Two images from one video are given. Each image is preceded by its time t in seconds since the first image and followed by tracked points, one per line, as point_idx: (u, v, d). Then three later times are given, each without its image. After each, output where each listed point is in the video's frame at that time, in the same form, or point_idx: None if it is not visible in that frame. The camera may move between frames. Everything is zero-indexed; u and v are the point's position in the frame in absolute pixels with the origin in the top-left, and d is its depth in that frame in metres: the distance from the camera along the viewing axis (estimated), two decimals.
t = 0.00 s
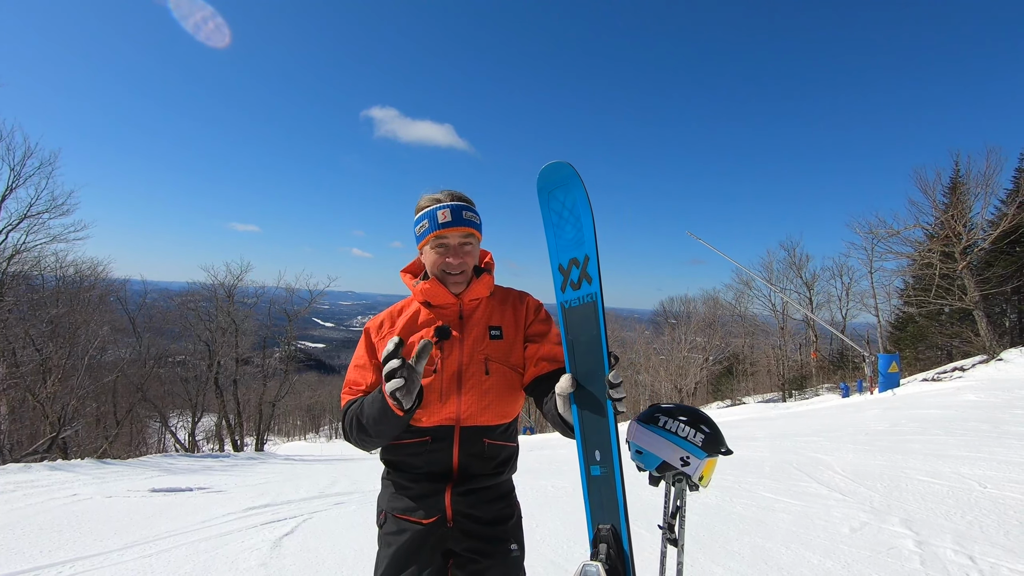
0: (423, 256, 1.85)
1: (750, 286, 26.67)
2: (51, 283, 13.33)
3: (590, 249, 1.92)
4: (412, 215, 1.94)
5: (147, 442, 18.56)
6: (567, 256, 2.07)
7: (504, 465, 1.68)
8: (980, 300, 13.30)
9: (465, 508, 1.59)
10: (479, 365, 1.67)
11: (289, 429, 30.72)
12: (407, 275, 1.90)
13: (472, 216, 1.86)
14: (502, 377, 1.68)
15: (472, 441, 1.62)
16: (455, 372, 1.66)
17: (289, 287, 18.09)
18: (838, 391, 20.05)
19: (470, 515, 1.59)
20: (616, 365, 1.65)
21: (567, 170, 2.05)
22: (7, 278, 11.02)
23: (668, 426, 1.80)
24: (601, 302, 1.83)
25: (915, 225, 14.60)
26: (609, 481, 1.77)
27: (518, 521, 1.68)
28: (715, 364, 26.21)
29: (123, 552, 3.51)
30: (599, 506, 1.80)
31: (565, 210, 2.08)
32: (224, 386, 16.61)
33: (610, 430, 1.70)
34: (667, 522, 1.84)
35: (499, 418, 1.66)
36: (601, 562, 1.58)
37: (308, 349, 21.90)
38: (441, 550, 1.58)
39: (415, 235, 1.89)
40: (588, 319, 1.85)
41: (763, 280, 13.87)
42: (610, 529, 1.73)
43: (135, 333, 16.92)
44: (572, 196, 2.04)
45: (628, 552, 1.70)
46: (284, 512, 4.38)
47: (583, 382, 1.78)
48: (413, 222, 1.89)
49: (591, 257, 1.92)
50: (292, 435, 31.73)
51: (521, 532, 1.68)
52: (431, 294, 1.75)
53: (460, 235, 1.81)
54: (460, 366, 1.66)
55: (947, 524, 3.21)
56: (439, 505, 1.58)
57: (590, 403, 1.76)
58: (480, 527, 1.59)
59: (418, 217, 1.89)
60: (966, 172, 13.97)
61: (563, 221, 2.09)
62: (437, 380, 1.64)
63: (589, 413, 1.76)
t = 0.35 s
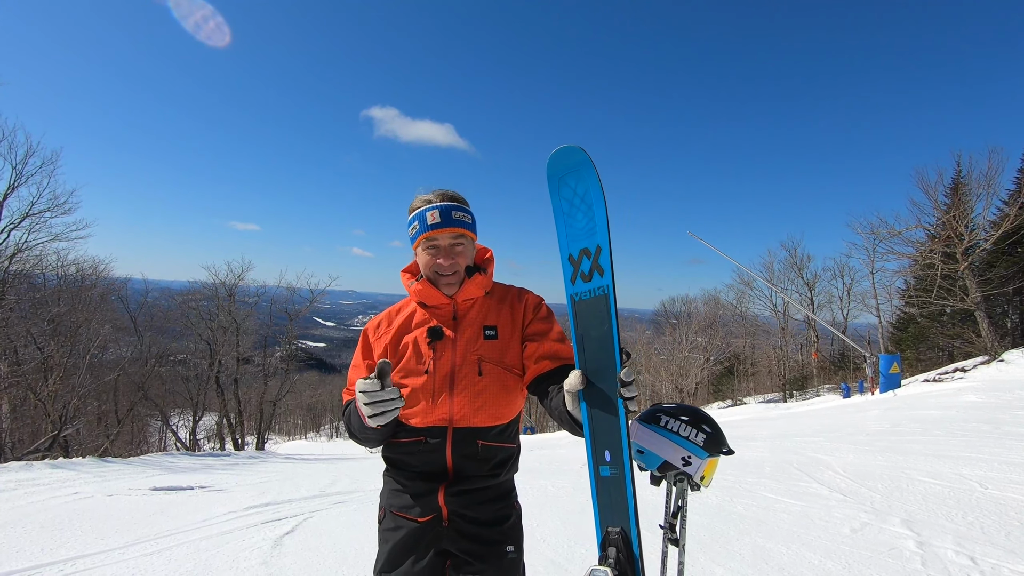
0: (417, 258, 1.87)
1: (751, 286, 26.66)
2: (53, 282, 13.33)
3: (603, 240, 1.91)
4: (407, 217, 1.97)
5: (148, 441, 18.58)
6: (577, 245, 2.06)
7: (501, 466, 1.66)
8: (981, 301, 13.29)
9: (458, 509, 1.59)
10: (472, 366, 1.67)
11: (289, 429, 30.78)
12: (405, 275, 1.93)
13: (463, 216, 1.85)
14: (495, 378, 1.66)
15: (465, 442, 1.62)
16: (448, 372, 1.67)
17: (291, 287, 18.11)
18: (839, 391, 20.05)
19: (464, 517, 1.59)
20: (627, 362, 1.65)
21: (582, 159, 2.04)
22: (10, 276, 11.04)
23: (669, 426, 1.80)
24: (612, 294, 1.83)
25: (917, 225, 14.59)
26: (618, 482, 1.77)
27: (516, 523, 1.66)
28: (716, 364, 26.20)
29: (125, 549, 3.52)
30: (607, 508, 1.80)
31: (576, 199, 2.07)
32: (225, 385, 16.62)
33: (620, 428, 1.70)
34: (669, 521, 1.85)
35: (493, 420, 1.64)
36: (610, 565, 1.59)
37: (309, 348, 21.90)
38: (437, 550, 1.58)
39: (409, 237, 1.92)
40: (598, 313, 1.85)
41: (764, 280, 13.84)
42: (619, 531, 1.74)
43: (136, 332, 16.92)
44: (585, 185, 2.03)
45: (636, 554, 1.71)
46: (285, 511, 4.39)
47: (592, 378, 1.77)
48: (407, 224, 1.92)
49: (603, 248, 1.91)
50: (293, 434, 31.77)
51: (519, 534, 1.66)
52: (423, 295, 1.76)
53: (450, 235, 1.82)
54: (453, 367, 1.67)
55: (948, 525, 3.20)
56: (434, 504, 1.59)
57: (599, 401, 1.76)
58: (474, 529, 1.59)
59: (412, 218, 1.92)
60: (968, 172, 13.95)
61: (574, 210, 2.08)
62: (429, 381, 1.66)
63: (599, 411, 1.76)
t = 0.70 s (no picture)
0: (423, 257, 1.88)
1: (753, 287, 26.63)
2: (56, 281, 13.37)
3: (604, 239, 1.91)
4: (413, 216, 1.97)
5: (150, 440, 18.61)
6: (578, 245, 2.06)
7: (503, 466, 1.66)
8: (984, 302, 13.25)
9: (460, 509, 1.59)
10: (474, 365, 1.67)
11: (290, 429, 30.82)
12: (410, 273, 1.93)
13: (469, 216, 1.85)
14: (497, 378, 1.66)
15: (467, 441, 1.62)
16: (450, 372, 1.67)
17: (292, 287, 18.14)
18: (841, 392, 20.01)
19: (466, 516, 1.59)
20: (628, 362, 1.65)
21: (583, 159, 2.04)
22: (13, 275, 11.08)
23: (672, 427, 1.79)
24: (613, 294, 1.83)
25: (919, 226, 14.57)
26: (620, 483, 1.77)
27: (518, 524, 1.66)
28: (717, 365, 26.16)
29: (127, 548, 3.53)
30: (609, 510, 1.81)
31: (577, 198, 2.07)
32: (227, 385, 16.63)
33: (622, 430, 1.70)
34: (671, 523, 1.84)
35: (495, 420, 1.64)
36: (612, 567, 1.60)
37: (310, 348, 21.91)
38: (438, 549, 1.59)
39: (415, 236, 1.92)
40: (599, 314, 1.85)
41: (766, 281, 13.82)
42: (621, 533, 1.75)
43: (139, 331, 16.94)
44: (586, 185, 2.03)
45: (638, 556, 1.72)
46: (287, 510, 4.40)
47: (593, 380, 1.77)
48: (413, 223, 1.93)
49: (604, 248, 1.91)
50: (294, 434, 31.79)
51: (522, 535, 1.66)
52: (427, 294, 1.77)
53: (456, 235, 1.82)
54: (455, 366, 1.67)
55: (951, 527, 3.20)
56: (435, 504, 1.59)
57: (602, 403, 1.75)
58: (477, 529, 1.59)
59: (418, 217, 1.92)
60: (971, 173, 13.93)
61: (574, 210, 2.08)
62: (431, 379, 1.66)
63: (601, 413, 1.76)
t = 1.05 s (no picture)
0: (433, 256, 1.87)
1: (755, 288, 26.59)
2: (59, 281, 13.42)
3: (612, 243, 1.91)
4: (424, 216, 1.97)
5: (152, 440, 18.64)
6: (585, 248, 2.06)
7: (505, 468, 1.66)
8: (988, 304, 13.19)
9: (463, 509, 1.58)
10: (479, 367, 1.67)
11: (292, 429, 30.87)
12: (418, 272, 1.93)
13: (481, 218, 1.86)
14: (501, 379, 1.67)
15: (469, 441, 1.62)
16: (455, 373, 1.67)
17: (294, 287, 18.21)
18: (845, 394, 19.96)
19: (468, 516, 1.59)
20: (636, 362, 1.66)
21: (590, 163, 2.04)
22: (17, 275, 11.12)
23: (674, 428, 1.79)
24: (620, 297, 1.83)
25: (922, 227, 14.54)
26: (626, 485, 1.76)
27: (519, 525, 1.66)
28: (720, 367, 26.10)
29: (129, 548, 3.53)
30: (615, 510, 1.80)
31: (584, 202, 2.07)
32: (229, 385, 16.65)
33: (629, 432, 1.69)
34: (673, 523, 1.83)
35: (498, 421, 1.65)
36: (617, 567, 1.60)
37: (312, 349, 21.95)
38: (439, 550, 1.58)
39: (426, 236, 1.92)
40: (606, 316, 1.84)
41: (768, 282, 13.79)
42: (626, 533, 1.75)
43: (141, 331, 16.98)
44: (594, 187, 2.02)
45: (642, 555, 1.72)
46: (289, 510, 4.40)
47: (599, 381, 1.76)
48: (424, 222, 1.93)
49: (612, 251, 1.91)
50: (296, 434, 31.83)
51: (523, 536, 1.66)
52: (435, 294, 1.77)
53: (468, 236, 1.82)
54: (460, 367, 1.67)
55: (954, 529, 3.18)
56: (437, 503, 1.59)
57: (608, 404, 1.74)
58: (479, 531, 1.58)
59: (429, 218, 1.92)
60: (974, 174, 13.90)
61: (582, 213, 2.08)
62: (435, 380, 1.67)
63: (607, 414, 1.75)
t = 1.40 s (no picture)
0: (436, 258, 1.87)
1: (756, 289, 26.57)
2: (62, 281, 13.44)
3: (625, 246, 1.91)
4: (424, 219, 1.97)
5: (153, 441, 18.65)
6: (597, 251, 2.06)
7: (510, 468, 1.66)
8: (990, 305, 13.18)
9: (468, 509, 1.58)
10: (485, 367, 1.67)
11: (293, 429, 30.88)
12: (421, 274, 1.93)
13: (481, 218, 1.86)
14: (507, 379, 1.67)
15: (476, 441, 1.62)
16: (461, 373, 1.67)
17: (296, 287, 18.26)
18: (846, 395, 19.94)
19: (473, 517, 1.59)
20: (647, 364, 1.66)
21: (604, 167, 2.05)
22: (19, 276, 11.15)
23: (676, 429, 1.79)
24: (632, 300, 1.83)
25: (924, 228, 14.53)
26: (635, 484, 1.76)
27: (523, 525, 1.66)
28: (721, 368, 26.08)
29: (131, 548, 3.54)
30: (624, 509, 1.80)
31: (597, 206, 2.07)
32: (231, 385, 16.67)
33: (639, 432, 1.70)
34: (675, 525, 1.82)
35: (504, 421, 1.64)
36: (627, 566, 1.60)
37: (314, 349, 21.97)
38: (444, 550, 1.58)
39: (427, 239, 1.92)
40: (618, 318, 1.85)
41: (770, 283, 13.77)
42: (635, 532, 1.74)
43: (143, 331, 16.98)
44: (606, 192, 2.03)
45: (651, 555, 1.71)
46: (290, 511, 4.40)
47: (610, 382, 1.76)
48: (425, 225, 1.92)
49: (624, 255, 1.91)
50: (297, 434, 31.84)
51: (527, 536, 1.66)
52: (439, 295, 1.77)
53: (470, 237, 1.82)
54: (466, 367, 1.67)
55: (956, 531, 3.18)
56: (443, 504, 1.59)
57: (618, 405, 1.75)
58: (483, 532, 1.58)
59: (430, 220, 1.92)
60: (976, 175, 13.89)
61: (594, 217, 2.08)
62: (442, 379, 1.66)
63: (616, 414, 1.75)
